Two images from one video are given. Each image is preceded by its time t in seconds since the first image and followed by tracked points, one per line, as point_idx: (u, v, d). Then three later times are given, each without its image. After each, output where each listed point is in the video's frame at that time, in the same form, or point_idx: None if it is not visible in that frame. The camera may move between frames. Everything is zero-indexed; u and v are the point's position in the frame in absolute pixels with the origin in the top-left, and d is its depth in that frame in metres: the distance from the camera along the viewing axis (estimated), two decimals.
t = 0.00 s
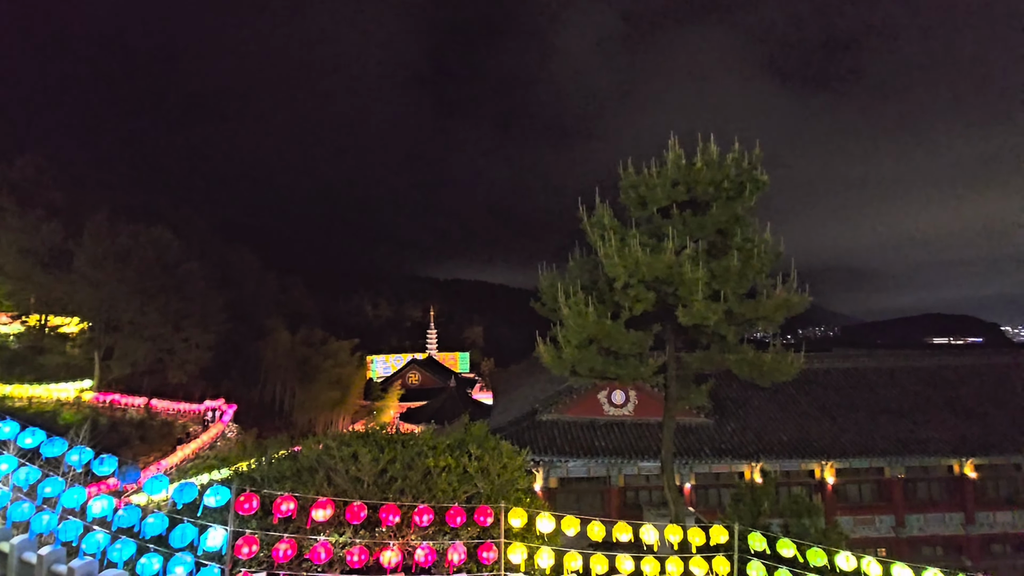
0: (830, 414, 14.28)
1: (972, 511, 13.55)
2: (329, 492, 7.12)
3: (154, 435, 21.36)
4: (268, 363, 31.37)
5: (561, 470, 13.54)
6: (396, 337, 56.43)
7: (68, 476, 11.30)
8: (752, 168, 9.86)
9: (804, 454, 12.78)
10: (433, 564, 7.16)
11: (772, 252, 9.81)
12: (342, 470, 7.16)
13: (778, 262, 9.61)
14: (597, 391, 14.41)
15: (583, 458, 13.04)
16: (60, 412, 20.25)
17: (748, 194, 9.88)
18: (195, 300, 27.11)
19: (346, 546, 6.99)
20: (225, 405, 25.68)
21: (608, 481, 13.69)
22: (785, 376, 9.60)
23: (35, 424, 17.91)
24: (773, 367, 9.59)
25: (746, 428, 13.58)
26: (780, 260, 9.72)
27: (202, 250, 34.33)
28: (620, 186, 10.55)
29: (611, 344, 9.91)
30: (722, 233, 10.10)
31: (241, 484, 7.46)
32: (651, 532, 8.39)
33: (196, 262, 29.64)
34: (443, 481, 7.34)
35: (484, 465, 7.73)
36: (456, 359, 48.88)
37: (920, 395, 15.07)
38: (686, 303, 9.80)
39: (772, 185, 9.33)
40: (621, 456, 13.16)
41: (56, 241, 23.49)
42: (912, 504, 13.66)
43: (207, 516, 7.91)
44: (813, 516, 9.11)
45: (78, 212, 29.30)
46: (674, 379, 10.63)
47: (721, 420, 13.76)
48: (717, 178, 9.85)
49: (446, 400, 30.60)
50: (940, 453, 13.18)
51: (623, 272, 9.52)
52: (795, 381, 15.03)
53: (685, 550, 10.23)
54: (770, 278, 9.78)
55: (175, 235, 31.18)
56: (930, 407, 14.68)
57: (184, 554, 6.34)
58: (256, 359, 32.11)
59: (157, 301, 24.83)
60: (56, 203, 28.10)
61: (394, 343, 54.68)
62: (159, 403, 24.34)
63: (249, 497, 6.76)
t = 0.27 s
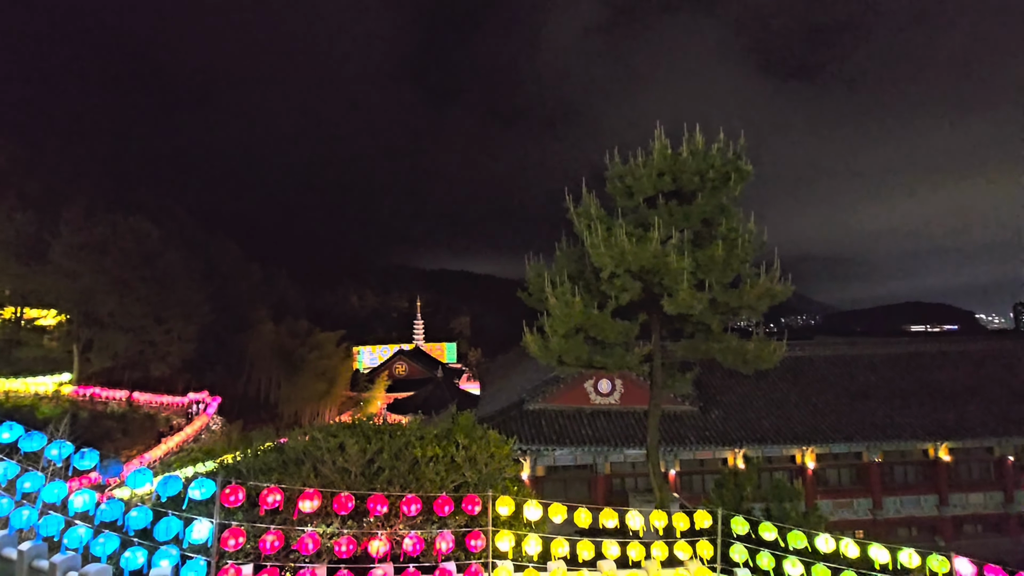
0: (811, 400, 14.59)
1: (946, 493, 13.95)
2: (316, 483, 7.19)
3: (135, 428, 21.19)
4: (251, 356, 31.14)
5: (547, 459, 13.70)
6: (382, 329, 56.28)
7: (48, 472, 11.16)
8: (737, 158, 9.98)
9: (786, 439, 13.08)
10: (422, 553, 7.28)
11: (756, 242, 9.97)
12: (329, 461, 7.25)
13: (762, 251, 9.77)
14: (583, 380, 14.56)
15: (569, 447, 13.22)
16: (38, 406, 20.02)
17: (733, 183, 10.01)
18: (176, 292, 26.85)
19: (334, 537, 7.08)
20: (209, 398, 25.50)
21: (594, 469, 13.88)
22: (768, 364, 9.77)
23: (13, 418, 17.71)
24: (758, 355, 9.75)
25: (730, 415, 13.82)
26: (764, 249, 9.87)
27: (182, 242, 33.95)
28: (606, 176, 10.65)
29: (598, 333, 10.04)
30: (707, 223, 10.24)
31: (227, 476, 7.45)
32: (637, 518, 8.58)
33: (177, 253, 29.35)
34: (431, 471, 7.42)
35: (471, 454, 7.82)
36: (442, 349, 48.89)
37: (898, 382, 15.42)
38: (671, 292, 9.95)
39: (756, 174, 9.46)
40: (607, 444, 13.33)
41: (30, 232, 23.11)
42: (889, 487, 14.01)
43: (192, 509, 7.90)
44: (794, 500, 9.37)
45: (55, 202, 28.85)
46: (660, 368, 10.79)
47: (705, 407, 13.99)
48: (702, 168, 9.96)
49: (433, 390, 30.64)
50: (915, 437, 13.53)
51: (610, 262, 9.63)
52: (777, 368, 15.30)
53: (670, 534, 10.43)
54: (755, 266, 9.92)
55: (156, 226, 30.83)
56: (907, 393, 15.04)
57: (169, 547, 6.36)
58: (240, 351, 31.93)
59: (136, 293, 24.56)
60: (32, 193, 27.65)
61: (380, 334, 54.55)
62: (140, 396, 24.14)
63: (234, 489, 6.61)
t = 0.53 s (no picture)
0: (800, 388, 14.80)
1: (931, 478, 14.23)
2: (310, 472, 7.25)
3: (126, 419, 21.19)
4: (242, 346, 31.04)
5: (540, 447, 13.86)
6: (375, 319, 56.26)
7: (41, 463, 11.17)
8: (729, 147, 10.03)
9: (775, 426, 13.29)
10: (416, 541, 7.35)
11: (749, 230, 10.06)
12: (323, 451, 7.31)
13: (754, 240, 9.86)
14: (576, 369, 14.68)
15: (562, 435, 13.35)
16: (27, 397, 19.97)
17: (725, 172, 10.07)
18: (165, 282, 26.74)
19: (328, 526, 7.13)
20: (200, 389, 25.43)
21: (587, 457, 14.04)
22: (759, 352, 9.89)
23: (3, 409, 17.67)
24: (748, 343, 9.87)
25: (720, 403, 14.01)
26: (755, 238, 9.96)
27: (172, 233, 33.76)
28: (599, 166, 10.69)
29: (590, 322, 10.13)
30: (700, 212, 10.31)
31: (221, 466, 7.49)
32: (629, 504, 8.71)
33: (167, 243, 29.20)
34: (424, 460, 7.48)
35: (464, 443, 7.90)
36: (435, 339, 48.98)
37: (885, 370, 15.66)
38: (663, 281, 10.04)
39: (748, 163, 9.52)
40: (599, 432, 13.48)
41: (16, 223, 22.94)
42: (875, 472, 14.28)
43: (185, 499, 7.93)
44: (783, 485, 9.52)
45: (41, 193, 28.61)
46: (652, 357, 10.89)
47: (696, 395, 14.15)
48: (695, 157, 10.00)
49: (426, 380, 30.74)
50: (901, 423, 13.77)
51: (602, 251, 9.69)
52: (767, 356, 15.49)
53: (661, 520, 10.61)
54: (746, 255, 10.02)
55: (144, 216, 30.63)
56: (893, 380, 15.28)
57: (162, 537, 6.40)
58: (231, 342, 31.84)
59: (125, 284, 24.46)
60: (18, 184, 27.39)
61: (373, 324, 54.54)
62: (130, 387, 24.03)
63: (227, 480, 6.68)
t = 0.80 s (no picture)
0: (793, 374, 14.97)
1: (921, 462, 14.47)
2: (307, 459, 7.34)
3: (123, 407, 21.27)
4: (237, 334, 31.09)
5: (537, 433, 14.00)
6: (371, 307, 56.28)
7: (37, 451, 11.21)
8: (726, 134, 10.05)
9: (769, 412, 13.46)
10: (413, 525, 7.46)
11: (745, 217, 10.14)
12: (320, 437, 7.37)
13: (750, 227, 9.93)
14: (572, 356, 14.79)
15: (558, 421, 13.49)
16: (23, 386, 20.01)
17: (721, 159, 10.11)
18: (159, 270, 26.71)
19: (326, 511, 7.24)
20: (196, 376, 25.51)
21: (582, 443, 14.22)
22: (753, 338, 10.01)
23: None
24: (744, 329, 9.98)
25: (715, 389, 14.16)
26: (751, 225, 10.02)
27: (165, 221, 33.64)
28: (595, 152, 10.72)
29: (586, 309, 10.21)
30: (695, 199, 10.37)
31: (218, 454, 7.58)
32: (624, 489, 8.81)
33: (160, 231, 29.11)
34: (421, 446, 7.60)
35: (461, 430, 8.03)
36: (432, 326, 49.08)
37: (877, 356, 15.83)
38: (659, 268, 10.13)
39: (744, 150, 9.56)
40: (595, 418, 13.62)
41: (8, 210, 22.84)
42: (866, 457, 14.50)
43: (183, 485, 8.01)
44: (777, 470, 9.64)
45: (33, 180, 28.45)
46: (648, 344, 11.00)
47: (691, 381, 14.30)
48: (692, 144, 10.02)
49: (423, 367, 30.84)
50: (892, 408, 13.96)
51: (598, 238, 9.75)
52: (761, 343, 15.64)
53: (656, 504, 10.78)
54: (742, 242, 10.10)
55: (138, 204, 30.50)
56: (885, 366, 15.45)
57: (160, 523, 6.49)
58: (227, 330, 31.90)
59: (119, 272, 24.42)
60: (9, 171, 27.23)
61: (369, 312, 54.61)
62: (126, 375, 24.07)
63: (225, 466, 6.75)
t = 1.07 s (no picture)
0: (789, 358, 15.09)
1: (914, 445, 14.66)
2: (305, 444, 7.34)
3: (120, 394, 21.36)
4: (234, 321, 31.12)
5: (534, 418, 14.12)
6: (368, 293, 56.28)
7: (37, 438, 11.28)
8: (724, 118, 10.02)
9: (765, 396, 13.58)
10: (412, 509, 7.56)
11: (742, 202, 10.15)
12: (318, 423, 7.42)
13: (748, 212, 9.94)
14: (569, 342, 14.87)
15: (555, 406, 13.60)
16: (20, 373, 20.05)
17: (720, 144, 10.10)
18: (154, 257, 26.66)
19: (325, 495, 7.24)
20: (194, 363, 25.47)
21: (580, 428, 14.35)
22: (750, 324, 10.07)
23: None
24: (740, 315, 10.03)
25: (711, 374, 14.27)
26: (749, 210, 10.03)
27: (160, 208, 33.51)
28: (592, 136, 10.69)
29: (583, 295, 10.25)
30: (693, 184, 10.36)
31: (215, 439, 7.60)
32: (620, 473, 8.90)
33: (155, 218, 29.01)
34: (419, 432, 7.65)
35: (459, 415, 8.09)
36: (429, 312, 49.14)
37: (871, 341, 15.96)
38: (656, 254, 10.16)
39: (743, 133, 9.54)
40: (592, 403, 13.73)
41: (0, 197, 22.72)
42: (859, 440, 14.68)
43: (182, 471, 8.05)
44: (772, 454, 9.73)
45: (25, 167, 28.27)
46: (645, 329, 11.06)
47: (687, 366, 14.40)
48: (690, 128, 9.99)
49: (421, 352, 30.93)
50: (887, 392, 14.09)
51: (595, 224, 9.76)
52: (757, 328, 15.74)
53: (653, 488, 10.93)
54: (739, 227, 10.12)
55: (131, 190, 30.36)
56: (879, 351, 15.57)
57: (160, 508, 6.57)
58: (224, 317, 31.91)
59: (113, 258, 24.38)
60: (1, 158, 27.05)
61: (367, 298, 54.64)
62: (124, 361, 24.10)
63: (223, 451, 6.81)
